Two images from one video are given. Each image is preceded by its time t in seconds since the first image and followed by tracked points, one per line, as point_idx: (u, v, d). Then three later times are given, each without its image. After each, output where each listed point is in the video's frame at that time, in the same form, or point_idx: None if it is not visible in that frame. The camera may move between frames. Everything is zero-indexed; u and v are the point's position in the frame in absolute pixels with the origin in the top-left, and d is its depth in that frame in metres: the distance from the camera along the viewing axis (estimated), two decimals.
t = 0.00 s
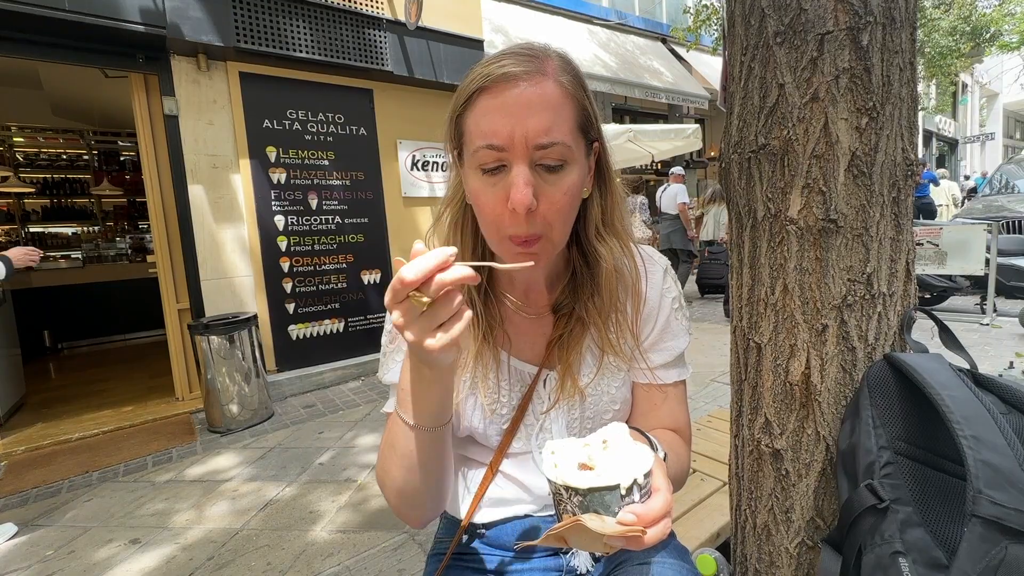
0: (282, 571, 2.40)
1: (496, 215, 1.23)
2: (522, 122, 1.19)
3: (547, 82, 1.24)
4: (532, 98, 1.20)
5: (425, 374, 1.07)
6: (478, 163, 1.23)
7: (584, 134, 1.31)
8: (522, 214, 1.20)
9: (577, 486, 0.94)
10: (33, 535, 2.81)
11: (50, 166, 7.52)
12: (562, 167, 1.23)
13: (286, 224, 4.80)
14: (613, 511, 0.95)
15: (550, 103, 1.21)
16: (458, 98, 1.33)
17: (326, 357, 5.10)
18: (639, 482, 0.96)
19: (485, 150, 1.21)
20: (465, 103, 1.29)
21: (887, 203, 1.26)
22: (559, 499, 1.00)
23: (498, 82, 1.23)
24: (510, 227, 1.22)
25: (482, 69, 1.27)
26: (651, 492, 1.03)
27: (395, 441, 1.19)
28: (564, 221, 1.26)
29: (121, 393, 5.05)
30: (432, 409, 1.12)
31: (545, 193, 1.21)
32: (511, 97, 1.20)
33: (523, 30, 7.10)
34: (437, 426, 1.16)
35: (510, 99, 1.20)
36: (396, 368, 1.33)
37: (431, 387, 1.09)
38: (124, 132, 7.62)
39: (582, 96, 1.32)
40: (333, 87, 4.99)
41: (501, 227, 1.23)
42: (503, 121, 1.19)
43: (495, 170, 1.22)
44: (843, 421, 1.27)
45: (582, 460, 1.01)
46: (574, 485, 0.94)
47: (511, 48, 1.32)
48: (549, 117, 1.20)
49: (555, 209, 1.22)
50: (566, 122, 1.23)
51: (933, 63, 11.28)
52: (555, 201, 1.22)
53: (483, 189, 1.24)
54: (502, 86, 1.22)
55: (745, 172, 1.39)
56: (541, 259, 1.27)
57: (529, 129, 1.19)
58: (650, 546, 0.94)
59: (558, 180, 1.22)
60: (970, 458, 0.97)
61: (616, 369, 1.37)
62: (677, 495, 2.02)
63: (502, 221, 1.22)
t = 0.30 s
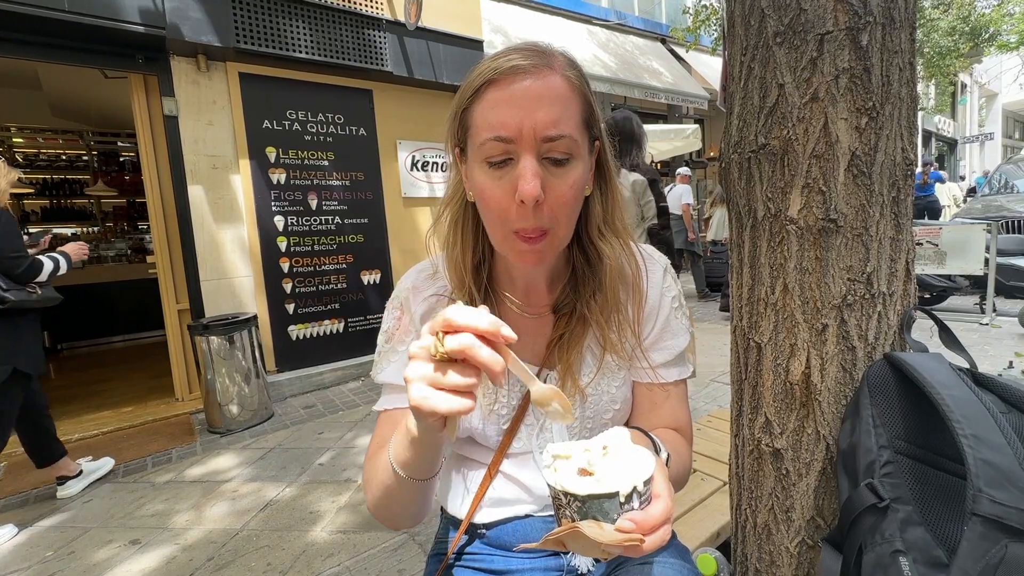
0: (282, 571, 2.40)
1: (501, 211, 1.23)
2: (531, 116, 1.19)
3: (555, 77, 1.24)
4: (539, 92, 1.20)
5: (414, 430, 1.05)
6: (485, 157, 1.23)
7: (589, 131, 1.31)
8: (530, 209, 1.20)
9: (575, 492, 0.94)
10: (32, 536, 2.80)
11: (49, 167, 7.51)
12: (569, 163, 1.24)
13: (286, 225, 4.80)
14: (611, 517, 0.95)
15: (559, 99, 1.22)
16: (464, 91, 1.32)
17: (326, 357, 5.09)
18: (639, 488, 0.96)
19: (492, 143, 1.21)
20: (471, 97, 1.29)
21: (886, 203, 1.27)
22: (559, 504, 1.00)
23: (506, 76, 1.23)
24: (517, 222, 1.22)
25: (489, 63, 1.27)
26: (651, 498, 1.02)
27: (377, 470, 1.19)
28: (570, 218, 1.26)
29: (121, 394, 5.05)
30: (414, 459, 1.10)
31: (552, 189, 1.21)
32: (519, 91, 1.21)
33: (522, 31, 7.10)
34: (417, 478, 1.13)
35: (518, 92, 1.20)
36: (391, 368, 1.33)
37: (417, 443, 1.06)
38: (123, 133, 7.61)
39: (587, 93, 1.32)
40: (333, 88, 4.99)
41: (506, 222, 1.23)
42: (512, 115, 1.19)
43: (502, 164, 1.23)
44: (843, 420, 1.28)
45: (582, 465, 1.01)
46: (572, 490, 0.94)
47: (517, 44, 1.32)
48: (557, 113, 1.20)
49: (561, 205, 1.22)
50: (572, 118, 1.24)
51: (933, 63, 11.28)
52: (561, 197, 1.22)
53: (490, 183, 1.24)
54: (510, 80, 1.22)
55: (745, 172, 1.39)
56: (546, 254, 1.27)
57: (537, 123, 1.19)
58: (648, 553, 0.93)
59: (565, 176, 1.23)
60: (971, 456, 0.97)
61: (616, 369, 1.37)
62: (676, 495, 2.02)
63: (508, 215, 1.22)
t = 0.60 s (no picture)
0: (282, 571, 2.40)
1: (501, 212, 1.23)
2: (531, 118, 1.19)
3: (555, 78, 1.24)
4: (539, 94, 1.21)
5: (416, 455, 1.01)
6: (484, 159, 1.24)
7: (588, 131, 1.32)
8: (529, 210, 1.20)
9: (559, 499, 0.93)
10: (32, 537, 2.80)
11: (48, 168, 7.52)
12: (568, 166, 1.24)
13: (285, 225, 4.81)
14: (598, 527, 0.92)
15: (558, 100, 1.22)
16: (463, 92, 1.32)
17: (325, 358, 5.10)
18: (625, 498, 0.92)
19: (492, 145, 1.22)
20: (469, 99, 1.29)
21: (884, 202, 1.27)
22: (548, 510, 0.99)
23: (505, 77, 1.23)
24: (515, 224, 1.22)
25: (488, 63, 1.28)
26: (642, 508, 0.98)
27: (369, 479, 1.15)
28: (569, 219, 1.26)
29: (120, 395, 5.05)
30: (411, 481, 1.06)
31: (551, 190, 1.22)
32: (518, 92, 1.21)
33: (521, 31, 7.11)
34: (411, 497, 1.10)
35: (517, 94, 1.21)
36: (388, 368, 1.33)
37: (417, 467, 1.03)
38: (122, 133, 7.62)
39: (586, 94, 1.33)
40: (332, 89, 5.00)
41: (505, 223, 1.24)
42: (511, 117, 1.20)
43: (501, 166, 1.23)
44: (840, 419, 1.28)
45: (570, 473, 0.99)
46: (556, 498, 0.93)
47: (517, 44, 1.33)
48: (557, 115, 1.21)
49: (561, 207, 1.23)
50: (572, 119, 1.24)
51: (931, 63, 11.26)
52: (560, 198, 1.22)
53: (488, 185, 1.24)
54: (510, 81, 1.22)
55: (743, 172, 1.39)
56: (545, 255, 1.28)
57: (536, 124, 1.19)
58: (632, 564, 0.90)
59: (564, 178, 1.23)
60: (968, 454, 0.98)
61: (615, 369, 1.37)
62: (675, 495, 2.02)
63: (507, 217, 1.23)
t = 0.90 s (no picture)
0: (282, 571, 2.41)
1: (500, 214, 1.24)
2: (529, 120, 1.20)
3: (554, 80, 1.25)
4: (538, 98, 1.22)
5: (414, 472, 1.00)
6: (482, 161, 1.24)
7: (588, 133, 1.33)
8: (526, 212, 1.21)
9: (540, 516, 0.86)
10: (32, 537, 2.81)
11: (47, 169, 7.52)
12: (567, 167, 1.25)
13: (285, 226, 4.82)
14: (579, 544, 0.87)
15: (557, 103, 1.23)
16: (461, 92, 1.33)
17: (325, 358, 5.10)
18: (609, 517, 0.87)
19: (489, 149, 1.23)
20: (467, 100, 1.30)
21: (881, 202, 1.28)
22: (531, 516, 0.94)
23: (503, 79, 1.24)
24: (513, 225, 1.23)
25: (487, 65, 1.28)
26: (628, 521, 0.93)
27: (367, 480, 1.15)
28: (568, 220, 1.27)
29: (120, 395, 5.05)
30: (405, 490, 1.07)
31: (550, 192, 1.23)
32: (516, 94, 1.22)
33: (520, 32, 7.12)
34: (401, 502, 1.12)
35: (515, 99, 1.22)
36: (387, 367, 1.35)
37: (409, 478, 1.04)
38: (122, 135, 7.63)
39: (586, 96, 1.34)
40: (331, 90, 5.00)
41: (503, 225, 1.25)
42: (508, 122, 1.21)
43: (499, 168, 1.24)
44: (838, 418, 1.29)
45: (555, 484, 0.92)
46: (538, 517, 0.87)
47: (515, 46, 1.33)
48: (555, 117, 1.22)
49: (560, 208, 1.24)
50: (570, 122, 1.25)
51: (928, 64, 11.28)
52: (559, 199, 1.23)
53: (487, 187, 1.25)
54: (508, 83, 1.23)
55: (741, 172, 1.41)
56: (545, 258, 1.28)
57: (534, 129, 1.20)
58: None
59: (563, 179, 1.24)
60: (964, 451, 0.99)
61: (615, 369, 1.38)
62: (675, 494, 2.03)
63: (504, 219, 1.24)
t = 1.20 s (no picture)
0: (282, 571, 2.41)
1: (501, 214, 1.24)
2: (531, 121, 1.21)
3: (555, 80, 1.26)
4: (539, 97, 1.22)
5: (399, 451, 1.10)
6: (482, 161, 1.25)
7: (589, 133, 1.33)
8: (526, 214, 1.22)
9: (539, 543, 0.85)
10: (31, 538, 2.80)
11: (47, 169, 7.43)
12: (568, 168, 1.26)
13: (284, 227, 4.82)
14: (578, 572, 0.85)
15: (559, 103, 1.23)
16: (461, 92, 1.34)
17: (324, 359, 5.10)
18: (609, 544, 0.86)
19: (490, 148, 1.23)
20: (468, 99, 1.30)
21: (879, 202, 1.28)
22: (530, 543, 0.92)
23: (504, 79, 1.25)
24: (513, 226, 1.24)
25: (488, 64, 1.29)
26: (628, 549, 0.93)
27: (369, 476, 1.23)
28: (569, 221, 1.27)
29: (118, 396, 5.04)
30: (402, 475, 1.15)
31: (551, 192, 1.23)
32: (517, 94, 1.22)
33: (519, 33, 7.12)
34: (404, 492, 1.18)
35: (517, 98, 1.22)
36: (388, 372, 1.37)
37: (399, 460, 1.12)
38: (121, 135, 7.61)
39: (587, 96, 1.34)
40: (330, 90, 5.01)
41: (503, 225, 1.25)
42: (510, 120, 1.21)
43: (500, 168, 1.24)
44: (837, 417, 1.30)
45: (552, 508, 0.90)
46: (537, 543, 0.85)
47: (517, 45, 1.34)
48: (556, 118, 1.22)
49: (562, 208, 1.25)
50: (572, 122, 1.25)
51: (926, 64, 11.29)
52: (560, 201, 1.24)
53: (487, 187, 1.25)
54: (509, 83, 1.24)
55: (740, 173, 1.41)
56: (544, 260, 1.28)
57: (537, 128, 1.21)
58: None
59: (564, 180, 1.25)
60: (962, 450, 0.99)
61: (615, 371, 1.39)
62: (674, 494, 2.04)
63: (504, 219, 1.24)
